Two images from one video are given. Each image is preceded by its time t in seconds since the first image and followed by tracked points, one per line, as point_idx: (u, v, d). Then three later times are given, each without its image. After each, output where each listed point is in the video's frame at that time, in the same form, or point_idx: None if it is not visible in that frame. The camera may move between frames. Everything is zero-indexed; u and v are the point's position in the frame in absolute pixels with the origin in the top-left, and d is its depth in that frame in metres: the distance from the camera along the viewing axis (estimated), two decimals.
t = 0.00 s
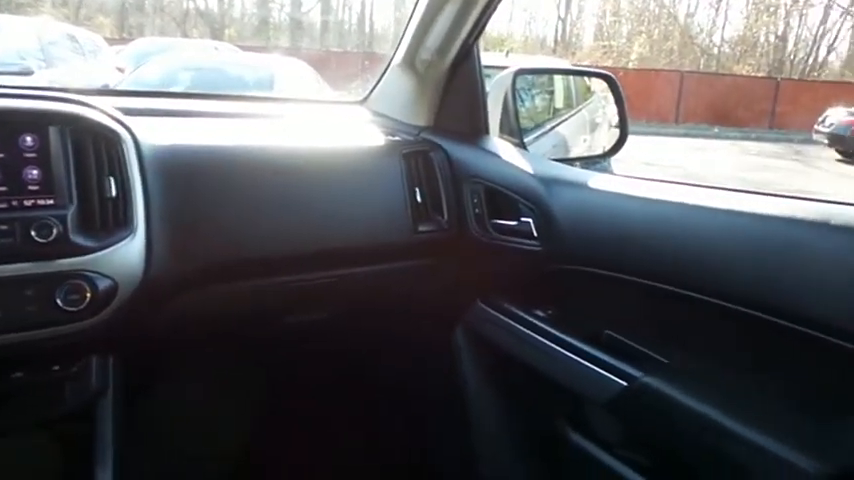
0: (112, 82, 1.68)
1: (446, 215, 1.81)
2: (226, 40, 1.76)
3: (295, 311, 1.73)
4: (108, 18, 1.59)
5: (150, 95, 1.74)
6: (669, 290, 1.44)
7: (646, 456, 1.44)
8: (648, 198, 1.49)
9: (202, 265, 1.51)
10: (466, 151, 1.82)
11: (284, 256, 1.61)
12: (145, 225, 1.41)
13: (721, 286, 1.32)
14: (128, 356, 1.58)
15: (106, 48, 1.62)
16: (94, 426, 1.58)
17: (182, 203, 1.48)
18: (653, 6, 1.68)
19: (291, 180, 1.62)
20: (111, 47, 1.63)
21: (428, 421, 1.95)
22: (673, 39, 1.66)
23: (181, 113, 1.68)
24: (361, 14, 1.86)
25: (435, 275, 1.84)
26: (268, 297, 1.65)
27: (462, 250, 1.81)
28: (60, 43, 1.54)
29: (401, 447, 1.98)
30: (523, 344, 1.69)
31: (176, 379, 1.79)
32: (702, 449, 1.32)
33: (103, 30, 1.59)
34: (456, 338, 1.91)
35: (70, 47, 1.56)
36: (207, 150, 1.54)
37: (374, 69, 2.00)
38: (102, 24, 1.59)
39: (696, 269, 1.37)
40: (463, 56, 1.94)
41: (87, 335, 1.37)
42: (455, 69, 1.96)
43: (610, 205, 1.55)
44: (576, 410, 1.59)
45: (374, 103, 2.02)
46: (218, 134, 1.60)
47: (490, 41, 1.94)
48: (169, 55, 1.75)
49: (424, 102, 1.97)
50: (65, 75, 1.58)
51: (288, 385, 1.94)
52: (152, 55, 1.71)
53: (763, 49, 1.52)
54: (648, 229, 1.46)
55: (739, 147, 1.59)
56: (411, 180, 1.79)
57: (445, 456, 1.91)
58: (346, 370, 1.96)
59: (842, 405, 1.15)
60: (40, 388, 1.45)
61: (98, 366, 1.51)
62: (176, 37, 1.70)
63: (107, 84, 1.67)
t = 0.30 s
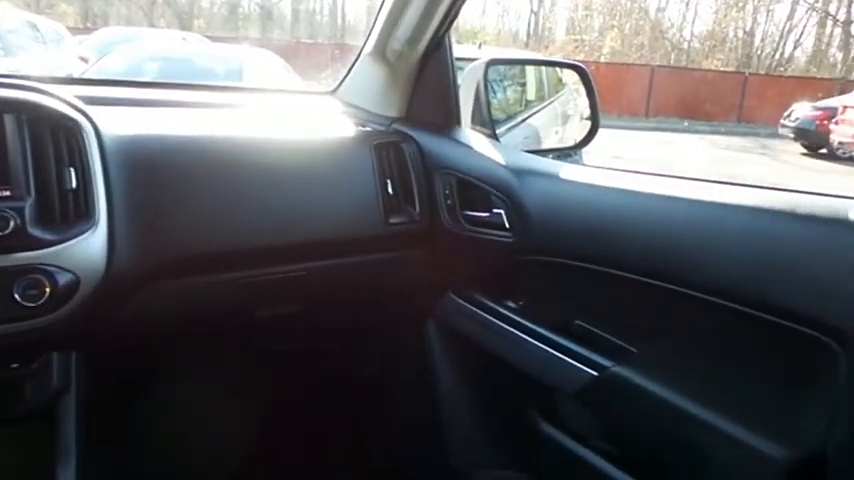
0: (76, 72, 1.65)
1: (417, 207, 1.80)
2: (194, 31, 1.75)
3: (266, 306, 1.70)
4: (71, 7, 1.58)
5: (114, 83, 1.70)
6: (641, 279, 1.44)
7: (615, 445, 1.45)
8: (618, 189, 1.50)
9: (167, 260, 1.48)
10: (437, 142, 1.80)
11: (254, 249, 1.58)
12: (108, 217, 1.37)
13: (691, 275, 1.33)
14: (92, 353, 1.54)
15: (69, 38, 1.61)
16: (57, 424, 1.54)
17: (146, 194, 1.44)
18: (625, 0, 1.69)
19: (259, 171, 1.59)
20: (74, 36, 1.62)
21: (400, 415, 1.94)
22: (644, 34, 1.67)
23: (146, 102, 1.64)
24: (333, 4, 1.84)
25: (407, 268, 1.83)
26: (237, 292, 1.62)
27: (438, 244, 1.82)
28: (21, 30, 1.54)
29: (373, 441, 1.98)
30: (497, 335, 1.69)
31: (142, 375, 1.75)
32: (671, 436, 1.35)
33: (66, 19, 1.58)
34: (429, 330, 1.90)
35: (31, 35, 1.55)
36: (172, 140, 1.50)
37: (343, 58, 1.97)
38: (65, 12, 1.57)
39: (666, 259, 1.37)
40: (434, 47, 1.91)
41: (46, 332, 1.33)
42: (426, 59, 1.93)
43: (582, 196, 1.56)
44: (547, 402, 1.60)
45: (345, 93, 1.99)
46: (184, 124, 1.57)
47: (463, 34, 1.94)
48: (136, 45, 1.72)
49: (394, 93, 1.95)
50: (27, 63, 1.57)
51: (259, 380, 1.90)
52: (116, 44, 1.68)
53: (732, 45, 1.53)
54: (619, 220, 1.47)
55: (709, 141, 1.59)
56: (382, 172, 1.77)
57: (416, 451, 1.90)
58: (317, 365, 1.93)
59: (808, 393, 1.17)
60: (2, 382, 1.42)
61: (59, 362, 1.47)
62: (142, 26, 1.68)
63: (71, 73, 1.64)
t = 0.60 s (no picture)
0: (37, 60, 1.61)
1: (388, 199, 1.78)
2: (162, 20, 1.72)
3: (235, 300, 1.68)
4: None
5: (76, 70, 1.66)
6: (612, 272, 1.44)
7: (588, 436, 1.46)
8: (589, 181, 1.51)
9: (132, 254, 1.45)
10: (408, 134, 1.79)
11: (221, 242, 1.56)
12: (66, 211, 1.33)
13: (662, 267, 1.34)
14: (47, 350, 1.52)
15: (31, 24, 1.56)
16: (13, 425, 1.49)
17: (106, 187, 1.39)
18: None
19: (227, 163, 1.56)
20: (35, 23, 1.57)
21: (372, 409, 1.92)
22: (614, 28, 1.70)
23: (109, 91, 1.59)
24: None
25: (379, 260, 1.81)
26: (204, 286, 1.59)
27: (409, 235, 1.80)
28: None
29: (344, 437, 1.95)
30: (469, 329, 1.70)
31: (106, 374, 1.70)
32: (642, 426, 1.36)
33: (27, 5, 1.52)
34: (401, 324, 1.89)
35: None
36: (134, 131, 1.47)
37: (313, 48, 1.93)
38: None
39: (636, 250, 1.38)
40: (405, 38, 1.88)
41: None
42: (396, 51, 1.90)
43: (553, 188, 1.56)
44: (518, 393, 1.61)
45: (314, 84, 1.96)
46: (149, 115, 1.53)
47: (436, 26, 1.92)
48: (100, 33, 1.69)
49: (365, 84, 1.92)
50: None
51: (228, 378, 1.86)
52: (79, 33, 1.65)
53: (698, 40, 1.55)
54: (589, 212, 1.47)
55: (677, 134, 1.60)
56: (353, 163, 1.75)
57: (389, 446, 1.89)
58: (288, 360, 1.91)
59: (773, 384, 1.18)
60: None
61: (16, 359, 1.43)
62: (108, 14, 1.65)
63: (32, 62, 1.60)
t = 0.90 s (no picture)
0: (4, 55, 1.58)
1: (366, 196, 1.77)
2: (134, 15, 1.70)
3: (212, 298, 1.64)
4: None
5: (44, 64, 1.63)
6: (591, 268, 1.44)
7: (568, 432, 1.46)
8: (566, 176, 1.52)
9: (103, 251, 1.42)
10: (386, 130, 1.78)
11: (195, 239, 1.53)
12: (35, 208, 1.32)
13: (640, 262, 1.34)
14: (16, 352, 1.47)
15: None
16: None
17: (76, 182, 1.36)
18: None
19: (202, 159, 1.53)
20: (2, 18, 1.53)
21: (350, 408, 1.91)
22: (590, 28, 1.72)
23: (79, 85, 1.56)
24: None
25: (357, 257, 1.80)
26: (178, 283, 1.56)
27: (387, 232, 1.80)
28: None
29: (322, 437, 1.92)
30: (447, 325, 1.68)
31: (76, 375, 1.65)
32: (619, 420, 1.36)
33: None
34: (379, 321, 1.88)
35: None
36: (106, 125, 1.44)
37: (290, 43, 1.92)
38: None
39: (613, 246, 1.39)
40: (382, 34, 1.87)
41: None
42: (376, 44, 1.88)
43: (532, 184, 1.56)
44: (497, 390, 1.61)
45: (291, 78, 1.94)
46: (121, 109, 1.50)
47: (413, 24, 1.91)
48: (70, 28, 1.65)
49: (343, 79, 1.91)
50: None
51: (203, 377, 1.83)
52: (48, 28, 1.62)
53: (674, 40, 1.57)
54: (567, 208, 1.48)
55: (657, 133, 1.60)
56: (331, 159, 1.73)
57: (369, 445, 1.87)
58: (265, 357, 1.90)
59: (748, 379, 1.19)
60: None
61: None
62: (78, 9, 1.62)
63: None
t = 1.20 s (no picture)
0: None
1: (348, 195, 1.76)
2: (113, 12, 1.69)
3: (195, 298, 1.61)
4: None
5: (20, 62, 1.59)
6: (574, 266, 1.44)
7: (551, 430, 1.46)
8: (544, 173, 1.53)
9: (78, 251, 1.39)
10: (367, 127, 1.77)
11: (173, 239, 1.50)
12: (8, 205, 1.32)
13: (622, 260, 1.34)
14: None
15: None
16: None
17: (50, 181, 1.34)
18: None
19: (180, 157, 1.51)
20: None
21: (333, 408, 1.89)
22: (571, 27, 1.74)
23: (54, 82, 1.53)
24: None
25: (338, 257, 1.79)
26: (156, 283, 1.53)
27: (369, 230, 1.79)
28: None
29: (305, 437, 1.91)
30: (429, 324, 1.68)
31: (54, 378, 1.61)
32: (601, 419, 1.36)
33: None
34: (362, 321, 1.85)
35: None
36: (82, 123, 1.41)
37: (270, 42, 1.90)
38: None
39: (597, 244, 1.38)
40: (362, 32, 1.83)
41: None
42: (356, 44, 1.85)
43: (514, 182, 1.56)
44: (480, 388, 1.60)
45: (270, 77, 1.91)
46: (98, 106, 1.47)
47: (395, 23, 1.89)
48: (45, 26, 1.63)
49: (323, 76, 1.87)
50: None
51: (184, 380, 1.79)
52: (23, 26, 1.60)
53: (654, 40, 1.59)
54: (550, 206, 1.48)
55: (637, 133, 1.62)
56: (311, 157, 1.72)
57: (352, 446, 1.85)
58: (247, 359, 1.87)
59: (730, 375, 1.19)
60: None
61: None
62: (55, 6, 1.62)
63: None
